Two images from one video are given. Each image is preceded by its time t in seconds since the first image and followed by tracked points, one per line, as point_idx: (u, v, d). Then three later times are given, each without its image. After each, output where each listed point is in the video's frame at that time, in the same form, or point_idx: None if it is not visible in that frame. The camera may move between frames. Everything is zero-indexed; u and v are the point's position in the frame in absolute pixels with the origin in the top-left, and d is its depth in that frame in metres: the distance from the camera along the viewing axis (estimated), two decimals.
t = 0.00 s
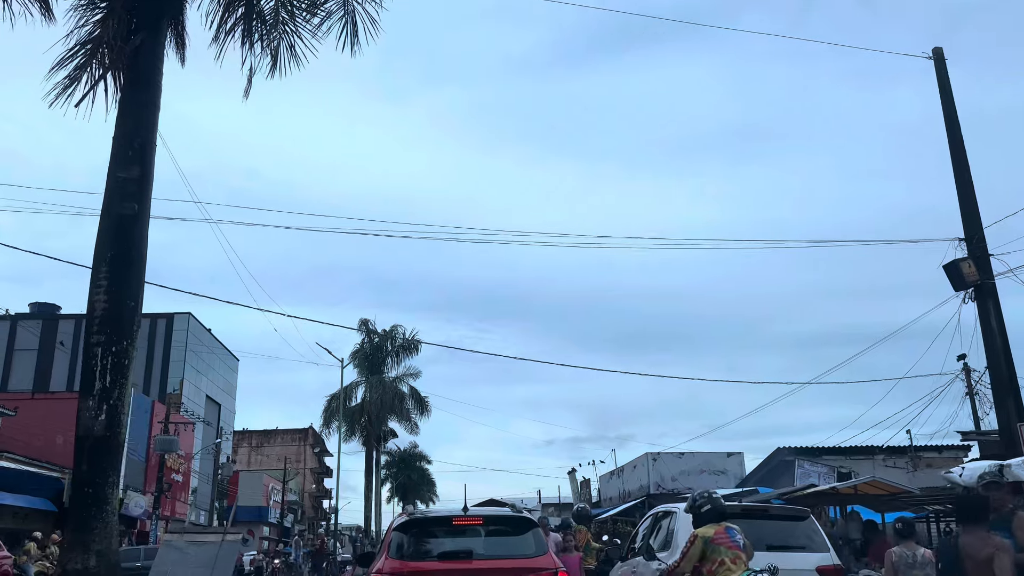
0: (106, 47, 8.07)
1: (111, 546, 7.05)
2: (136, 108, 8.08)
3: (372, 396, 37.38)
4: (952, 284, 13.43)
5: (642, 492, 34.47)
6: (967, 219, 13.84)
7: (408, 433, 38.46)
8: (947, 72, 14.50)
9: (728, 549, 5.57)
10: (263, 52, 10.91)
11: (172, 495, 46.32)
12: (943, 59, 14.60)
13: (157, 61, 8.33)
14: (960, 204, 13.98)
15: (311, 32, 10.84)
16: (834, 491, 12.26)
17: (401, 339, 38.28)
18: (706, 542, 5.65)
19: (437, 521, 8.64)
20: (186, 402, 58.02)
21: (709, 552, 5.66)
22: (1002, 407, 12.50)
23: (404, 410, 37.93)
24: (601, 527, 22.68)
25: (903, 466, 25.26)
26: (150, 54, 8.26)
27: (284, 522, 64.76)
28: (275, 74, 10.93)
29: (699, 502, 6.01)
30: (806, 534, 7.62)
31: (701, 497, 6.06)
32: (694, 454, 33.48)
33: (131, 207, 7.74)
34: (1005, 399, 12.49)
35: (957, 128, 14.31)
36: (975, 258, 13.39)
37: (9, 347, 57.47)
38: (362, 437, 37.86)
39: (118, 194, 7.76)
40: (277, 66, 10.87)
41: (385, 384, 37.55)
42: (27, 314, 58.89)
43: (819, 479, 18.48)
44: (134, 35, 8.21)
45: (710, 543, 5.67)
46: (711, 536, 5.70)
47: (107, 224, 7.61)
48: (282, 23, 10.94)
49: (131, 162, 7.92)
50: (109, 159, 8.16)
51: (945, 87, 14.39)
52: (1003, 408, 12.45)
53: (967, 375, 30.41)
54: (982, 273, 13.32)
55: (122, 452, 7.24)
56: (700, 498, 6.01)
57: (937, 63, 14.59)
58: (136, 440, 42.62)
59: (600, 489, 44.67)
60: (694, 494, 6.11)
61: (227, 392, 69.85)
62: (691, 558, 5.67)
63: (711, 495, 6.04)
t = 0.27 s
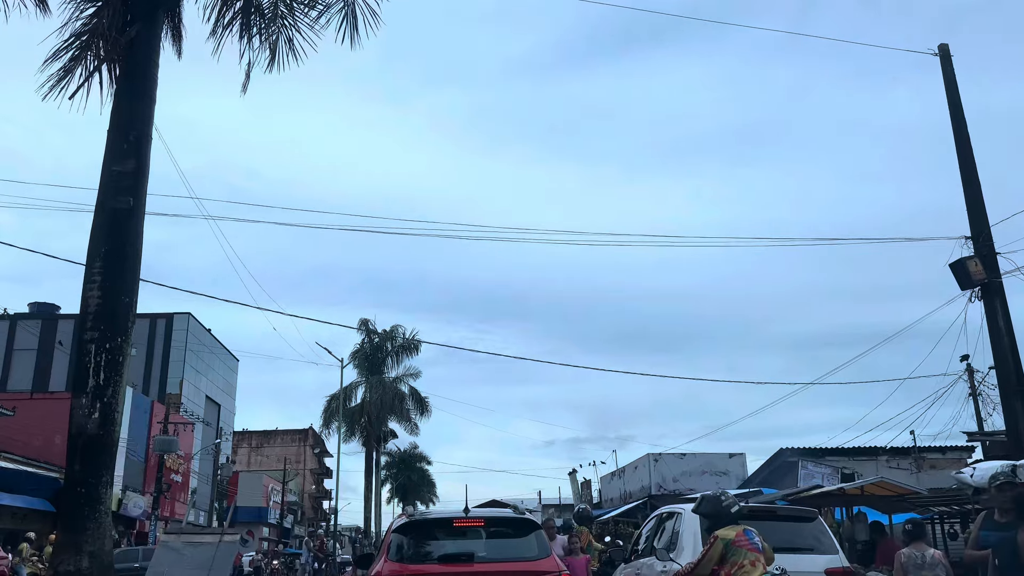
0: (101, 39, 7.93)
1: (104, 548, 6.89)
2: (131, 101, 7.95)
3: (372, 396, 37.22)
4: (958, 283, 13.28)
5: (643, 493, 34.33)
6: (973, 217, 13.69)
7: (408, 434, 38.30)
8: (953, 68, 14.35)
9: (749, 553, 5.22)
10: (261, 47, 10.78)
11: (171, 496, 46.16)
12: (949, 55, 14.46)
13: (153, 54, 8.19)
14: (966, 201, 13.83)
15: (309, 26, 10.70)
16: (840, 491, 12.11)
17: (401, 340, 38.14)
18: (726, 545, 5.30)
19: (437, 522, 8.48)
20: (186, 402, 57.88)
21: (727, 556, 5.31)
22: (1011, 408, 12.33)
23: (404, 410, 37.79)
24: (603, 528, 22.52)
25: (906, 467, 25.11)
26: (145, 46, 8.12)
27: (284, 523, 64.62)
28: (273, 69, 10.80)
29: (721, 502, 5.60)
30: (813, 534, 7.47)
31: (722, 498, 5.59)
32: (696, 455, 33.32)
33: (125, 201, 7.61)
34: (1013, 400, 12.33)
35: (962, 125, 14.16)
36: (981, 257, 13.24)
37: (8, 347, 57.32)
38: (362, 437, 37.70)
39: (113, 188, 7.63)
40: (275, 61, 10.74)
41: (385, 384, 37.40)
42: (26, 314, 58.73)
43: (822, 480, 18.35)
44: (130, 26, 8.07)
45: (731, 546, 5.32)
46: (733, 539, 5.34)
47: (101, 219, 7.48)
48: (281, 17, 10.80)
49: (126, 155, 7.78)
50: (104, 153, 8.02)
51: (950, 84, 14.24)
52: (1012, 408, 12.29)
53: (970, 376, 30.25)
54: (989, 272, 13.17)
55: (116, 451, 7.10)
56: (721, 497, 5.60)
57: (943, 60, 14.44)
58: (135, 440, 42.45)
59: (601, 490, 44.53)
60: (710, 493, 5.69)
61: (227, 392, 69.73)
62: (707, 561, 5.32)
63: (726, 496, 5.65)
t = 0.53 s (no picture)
0: (98, 31, 7.81)
1: (99, 549, 6.76)
2: (128, 95, 7.84)
3: (372, 396, 37.09)
4: (965, 283, 13.15)
5: (644, 494, 34.18)
6: (980, 216, 13.55)
7: (409, 434, 38.17)
8: (959, 67, 14.21)
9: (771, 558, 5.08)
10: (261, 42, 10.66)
11: (171, 496, 46.04)
12: (955, 53, 14.32)
13: (151, 47, 8.08)
14: (973, 200, 13.69)
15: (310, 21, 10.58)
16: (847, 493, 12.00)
17: (402, 340, 38.03)
18: (749, 549, 5.11)
19: (438, 522, 8.35)
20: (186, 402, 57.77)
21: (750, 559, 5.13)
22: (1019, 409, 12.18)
23: (404, 411, 37.66)
24: (605, 529, 22.38)
25: (910, 468, 24.97)
26: (143, 39, 8.01)
27: (284, 524, 64.49)
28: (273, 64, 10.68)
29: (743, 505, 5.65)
30: (821, 536, 7.34)
31: (743, 501, 5.67)
32: (697, 456, 33.15)
33: (122, 196, 7.50)
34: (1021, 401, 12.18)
35: (969, 123, 14.02)
36: (988, 256, 13.11)
37: (8, 347, 57.22)
38: (362, 437, 37.58)
39: (109, 182, 7.51)
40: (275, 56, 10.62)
41: (386, 384, 37.29)
42: (27, 314, 58.64)
43: (827, 481, 18.23)
44: (127, 18, 7.96)
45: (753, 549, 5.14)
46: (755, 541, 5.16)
47: (97, 213, 7.36)
48: (281, 12, 10.68)
49: (123, 150, 7.67)
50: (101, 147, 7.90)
51: (956, 82, 14.11)
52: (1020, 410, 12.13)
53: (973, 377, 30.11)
54: (996, 271, 13.03)
55: (111, 450, 6.97)
56: (744, 500, 5.65)
57: (949, 57, 14.30)
58: (135, 440, 42.31)
59: (602, 491, 44.38)
60: (733, 496, 5.75)
61: (228, 393, 69.61)
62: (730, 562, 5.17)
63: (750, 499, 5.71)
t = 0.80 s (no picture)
0: (96, 23, 7.71)
1: (96, 549, 6.66)
2: (128, 89, 7.75)
3: (374, 397, 36.99)
4: (972, 283, 13.03)
5: (647, 496, 34.05)
6: (987, 216, 13.43)
7: (410, 435, 38.07)
8: (966, 65, 14.09)
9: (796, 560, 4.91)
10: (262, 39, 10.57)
11: (172, 497, 45.95)
12: (962, 51, 14.20)
13: (150, 41, 7.99)
14: (980, 200, 13.57)
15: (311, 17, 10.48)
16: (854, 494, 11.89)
17: (404, 340, 37.92)
18: (771, 552, 4.96)
19: (440, 524, 8.24)
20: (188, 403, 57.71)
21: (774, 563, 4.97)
22: None
23: (406, 412, 37.53)
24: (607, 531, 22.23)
25: (915, 470, 24.85)
26: (143, 34, 7.93)
27: (285, 524, 64.40)
28: (273, 61, 10.59)
29: (766, 506, 5.76)
30: (829, 538, 7.22)
31: (766, 503, 5.76)
32: (700, 458, 32.96)
33: (121, 191, 7.40)
34: None
35: (976, 123, 13.91)
36: (995, 256, 13.00)
37: (9, 347, 57.19)
38: (364, 438, 37.47)
39: (108, 177, 7.42)
40: (276, 53, 10.53)
41: (388, 385, 37.20)
42: (28, 314, 58.59)
43: (831, 483, 18.11)
44: (126, 12, 7.87)
45: (777, 553, 4.98)
46: (779, 543, 5.01)
47: (95, 209, 7.26)
48: (283, 7, 10.58)
49: (122, 145, 7.58)
50: (99, 142, 7.81)
51: (963, 80, 13.99)
52: None
53: (977, 379, 29.97)
54: (1004, 271, 12.90)
55: (109, 448, 6.86)
56: (766, 501, 5.77)
57: (956, 56, 14.18)
58: (136, 441, 42.22)
59: (605, 493, 44.25)
60: (755, 498, 5.87)
61: (229, 394, 69.53)
62: (752, 562, 5.00)
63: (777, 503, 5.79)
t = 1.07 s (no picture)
0: (98, 19, 7.65)
1: (95, 550, 6.59)
2: (130, 85, 7.68)
3: (376, 398, 36.93)
4: (980, 283, 12.92)
5: (650, 498, 33.96)
6: (995, 216, 13.32)
7: (413, 436, 38.00)
8: (973, 64, 14.00)
9: (818, 562, 4.80)
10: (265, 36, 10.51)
11: (174, 497, 45.90)
12: (969, 50, 14.11)
13: (153, 38, 7.93)
14: (988, 200, 13.46)
15: (314, 14, 10.42)
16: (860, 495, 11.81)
17: (406, 341, 37.85)
18: (793, 554, 4.86)
19: (443, 525, 8.16)
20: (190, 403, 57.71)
21: (795, 565, 4.87)
22: None
23: (409, 412, 37.46)
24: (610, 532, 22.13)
25: (920, 473, 24.73)
26: (144, 30, 7.86)
27: (288, 525, 64.38)
28: (275, 59, 10.53)
29: (787, 505, 5.55)
30: (838, 541, 7.12)
31: (787, 502, 5.57)
32: (704, 459, 32.88)
33: (122, 188, 7.33)
34: None
35: (984, 122, 13.80)
36: (1003, 256, 12.90)
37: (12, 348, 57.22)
38: (366, 439, 37.39)
39: (109, 174, 7.35)
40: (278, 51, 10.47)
41: (390, 386, 37.12)
42: (31, 314, 58.60)
43: (836, 485, 18.02)
44: (128, 8, 7.81)
45: (799, 555, 4.87)
46: (801, 545, 4.91)
47: (96, 206, 7.20)
48: (285, 5, 10.52)
49: (123, 141, 7.51)
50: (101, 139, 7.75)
51: (970, 80, 13.90)
52: None
53: (982, 381, 29.86)
54: (1012, 272, 12.79)
55: (109, 447, 6.80)
56: (788, 500, 5.56)
57: (963, 54, 14.09)
58: (139, 441, 42.19)
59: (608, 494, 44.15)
60: (777, 496, 5.65)
61: (231, 394, 69.50)
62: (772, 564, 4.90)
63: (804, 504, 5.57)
